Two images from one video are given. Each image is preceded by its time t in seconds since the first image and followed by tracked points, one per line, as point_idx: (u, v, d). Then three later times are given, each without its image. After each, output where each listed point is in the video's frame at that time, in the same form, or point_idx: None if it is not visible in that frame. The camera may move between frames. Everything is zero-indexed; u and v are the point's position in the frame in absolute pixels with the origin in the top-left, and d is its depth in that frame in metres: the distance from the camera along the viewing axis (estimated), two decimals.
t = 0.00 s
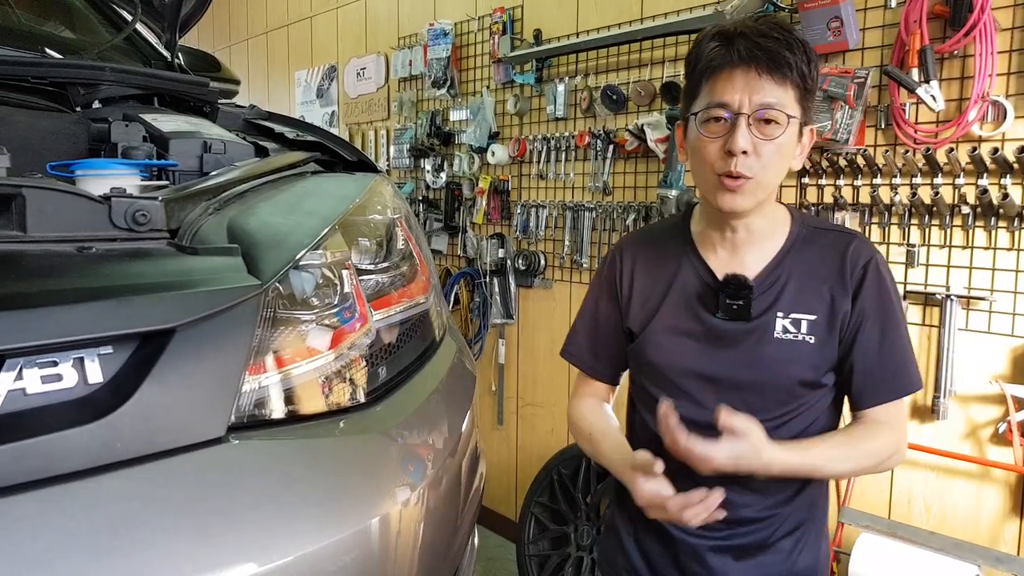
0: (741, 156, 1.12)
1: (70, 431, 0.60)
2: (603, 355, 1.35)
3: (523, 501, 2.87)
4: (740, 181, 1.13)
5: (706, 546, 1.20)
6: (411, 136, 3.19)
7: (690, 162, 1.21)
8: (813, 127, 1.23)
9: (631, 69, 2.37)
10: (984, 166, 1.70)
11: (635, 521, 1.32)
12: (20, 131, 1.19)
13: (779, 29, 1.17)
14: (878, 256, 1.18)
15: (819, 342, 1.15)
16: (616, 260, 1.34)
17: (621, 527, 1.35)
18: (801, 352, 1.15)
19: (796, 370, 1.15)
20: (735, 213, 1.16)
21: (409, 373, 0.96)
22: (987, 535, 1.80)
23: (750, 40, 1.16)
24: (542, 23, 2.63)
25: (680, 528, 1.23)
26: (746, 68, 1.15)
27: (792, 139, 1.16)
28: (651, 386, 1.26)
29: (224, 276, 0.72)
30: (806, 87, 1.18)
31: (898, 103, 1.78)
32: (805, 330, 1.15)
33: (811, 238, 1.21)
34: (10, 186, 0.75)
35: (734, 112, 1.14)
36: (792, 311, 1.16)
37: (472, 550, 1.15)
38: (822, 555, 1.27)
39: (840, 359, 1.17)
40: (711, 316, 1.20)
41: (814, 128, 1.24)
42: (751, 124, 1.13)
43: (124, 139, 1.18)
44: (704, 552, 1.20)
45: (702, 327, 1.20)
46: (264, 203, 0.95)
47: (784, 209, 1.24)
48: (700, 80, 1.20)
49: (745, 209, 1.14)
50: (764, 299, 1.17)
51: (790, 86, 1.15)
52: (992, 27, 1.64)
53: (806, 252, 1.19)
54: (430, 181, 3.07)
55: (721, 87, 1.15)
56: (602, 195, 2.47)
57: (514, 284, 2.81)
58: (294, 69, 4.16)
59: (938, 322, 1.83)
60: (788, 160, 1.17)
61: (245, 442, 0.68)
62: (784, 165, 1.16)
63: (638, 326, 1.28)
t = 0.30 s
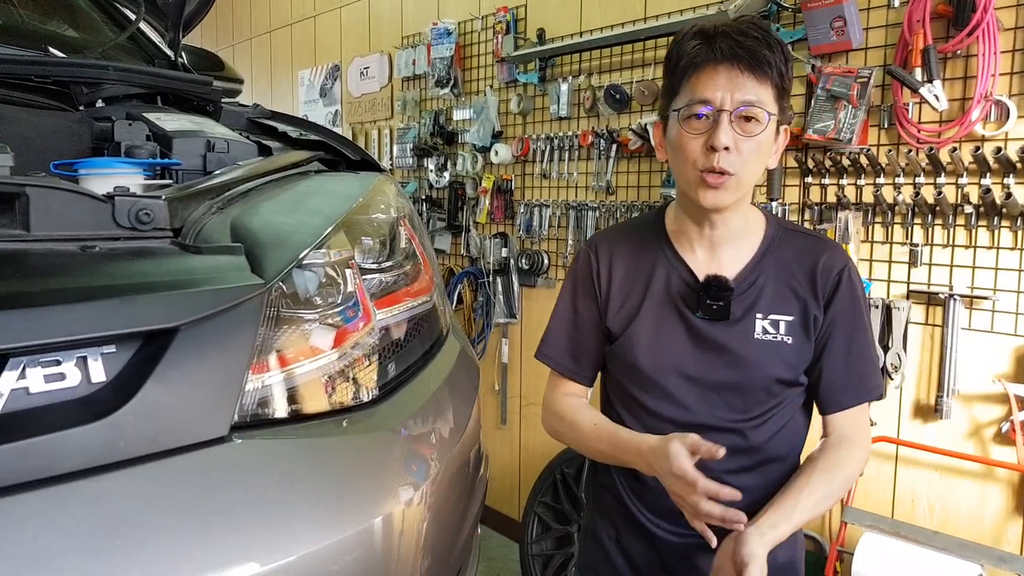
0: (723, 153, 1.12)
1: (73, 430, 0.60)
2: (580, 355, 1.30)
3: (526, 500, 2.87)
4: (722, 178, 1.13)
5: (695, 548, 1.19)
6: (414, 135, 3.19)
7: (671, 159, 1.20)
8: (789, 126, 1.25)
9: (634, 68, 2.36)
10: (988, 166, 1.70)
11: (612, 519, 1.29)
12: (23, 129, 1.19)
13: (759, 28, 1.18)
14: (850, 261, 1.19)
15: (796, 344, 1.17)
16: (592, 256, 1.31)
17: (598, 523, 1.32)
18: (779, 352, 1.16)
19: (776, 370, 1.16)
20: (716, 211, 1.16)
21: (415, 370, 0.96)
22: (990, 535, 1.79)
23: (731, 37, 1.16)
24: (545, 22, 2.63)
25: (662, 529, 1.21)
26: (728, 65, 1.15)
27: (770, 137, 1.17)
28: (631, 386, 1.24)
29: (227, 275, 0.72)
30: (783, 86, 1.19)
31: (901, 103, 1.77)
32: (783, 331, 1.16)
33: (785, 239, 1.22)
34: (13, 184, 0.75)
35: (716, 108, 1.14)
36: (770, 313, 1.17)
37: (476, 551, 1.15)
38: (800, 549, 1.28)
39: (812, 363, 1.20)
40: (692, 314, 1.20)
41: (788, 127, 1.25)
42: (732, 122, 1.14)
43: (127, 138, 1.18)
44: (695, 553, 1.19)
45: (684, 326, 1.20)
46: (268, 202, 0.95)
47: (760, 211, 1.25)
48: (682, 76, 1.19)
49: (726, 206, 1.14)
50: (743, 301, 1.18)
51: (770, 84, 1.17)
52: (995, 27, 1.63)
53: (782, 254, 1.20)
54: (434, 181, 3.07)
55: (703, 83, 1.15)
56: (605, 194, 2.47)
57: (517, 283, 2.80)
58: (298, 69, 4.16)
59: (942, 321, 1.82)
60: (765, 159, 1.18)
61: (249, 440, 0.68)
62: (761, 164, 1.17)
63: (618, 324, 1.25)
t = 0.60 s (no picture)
0: (702, 147, 1.12)
1: (74, 428, 0.60)
2: (569, 356, 1.28)
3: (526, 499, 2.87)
4: (703, 172, 1.12)
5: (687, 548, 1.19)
6: (415, 134, 3.19)
7: (653, 158, 1.20)
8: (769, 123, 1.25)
9: (634, 67, 2.36)
10: (989, 165, 1.70)
11: (602, 519, 1.29)
12: (23, 126, 1.19)
13: (734, 25, 1.19)
14: (835, 253, 1.22)
15: (787, 340, 1.18)
16: (577, 256, 1.30)
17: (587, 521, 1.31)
18: (769, 348, 1.17)
19: (767, 366, 1.17)
20: (701, 207, 1.15)
21: (416, 368, 0.96)
22: (990, 534, 1.79)
23: (706, 34, 1.17)
24: (547, 21, 2.63)
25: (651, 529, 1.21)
26: (704, 61, 1.15)
27: (751, 131, 1.17)
28: (620, 385, 1.23)
29: (228, 273, 0.71)
30: (762, 81, 1.20)
31: (902, 102, 1.77)
32: (772, 327, 1.17)
33: (770, 235, 1.23)
34: (14, 182, 0.75)
35: (695, 103, 1.14)
36: (759, 308, 1.18)
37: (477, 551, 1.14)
38: (788, 547, 1.29)
39: (803, 356, 1.21)
40: (681, 312, 1.20)
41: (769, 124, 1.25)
42: (710, 116, 1.14)
43: (128, 136, 1.18)
44: (687, 553, 1.19)
45: (673, 324, 1.20)
46: (268, 200, 0.94)
47: (742, 208, 1.26)
48: (660, 74, 1.20)
49: (709, 201, 1.14)
50: (732, 297, 1.18)
51: (748, 79, 1.17)
52: (996, 27, 1.63)
53: (768, 249, 1.21)
54: (434, 180, 3.07)
55: (680, 79, 1.15)
56: (606, 194, 2.47)
57: (518, 282, 2.80)
58: (298, 68, 4.16)
59: (942, 321, 1.82)
60: (746, 154, 1.18)
61: (249, 439, 0.68)
62: (743, 158, 1.16)
63: (606, 323, 1.24)
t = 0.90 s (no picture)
0: (693, 148, 1.12)
1: (74, 426, 0.60)
2: (566, 357, 1.27)
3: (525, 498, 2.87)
4: (694, 172, 1.12)
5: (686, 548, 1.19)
6: (414, 133, 3.18)
7: (644, 158, 1.20)
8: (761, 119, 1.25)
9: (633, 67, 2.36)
10: (988, 165, 1.70)
11: (603, 521, 1.29)
12: (20, 124, 1.18)
13: (722, 22, 1.18)
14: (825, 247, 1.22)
15: (782, 333, 1.18)
16: (572, 257, 1.29)
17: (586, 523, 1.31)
18: (764, 342, 1.17)
19: (762, 360, 1.17)
20: (692, 206, 1.16)
21: (416, 367, 0.96)
22: (989, 533, 1.80)
23: (693, 33, 1.16)
24: (546, 20, 2.63)
25: (652, 528, 1.21)
26: (693, 60, 1.15)
27: (742, 129, 1.17)
28: (618, 384, 1.23)
29: (228, 272, 0.72)
30: (751, 78, 1.19)
31: (901, 102, 1.77)
32: (766, 321, 1.17)
33: (761, 231, 1.24)
34: (13, 180, 0.75)
35: (684, 104, 1.14)
36: (752, 302, 1.18)
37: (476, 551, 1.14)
38: (788, 548, 1.29)
39: (798, 350, 1.21)
40: (676, 309, 1.20)
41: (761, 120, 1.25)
42: (699, 116, 1.14)
43: (127, 135, 1.18)
44: (688, 553, 1.19)
45: (668, 320, 1.20)
46: (268, 199, 0.94)
47: (734, 205, 1.27)
48: (649, 75, 1.20)
49: (700, 201, 1.14)
50: (725, 292, 1.19)
51: (737, 78, 1.17)
52: (995, 26, 1.63)
53: (759, 245, 1.22)
54: (433, 179, 3.07)
55: (670, 80, 1.15)
56: (605, 193, 2.47)
57: (517, 282, 2.80)
58: (297, 66, 4.16)
59: (941, 321, 1.82)
60: (737, 150, 1.18)
61: (248, 438, 0.68)
62: (733, 156, 1.16)
63: (602, 322, 1.24)
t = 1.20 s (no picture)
0: (698, 147, 1.11)
1: (72, 426, 0.60)
2: (566, 357, 1.27)
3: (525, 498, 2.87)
4: (698, 172, 1.12)
5: (687, 548, 1.19)
6: (413, 133, 3.18)
7: (646, 158, 1.20)
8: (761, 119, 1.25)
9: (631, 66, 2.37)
10: (986, 165, 1.70)
11: (603, 521, 1.29)
12: (19, 123, 1.18)
13: (723, 22, 1.19)
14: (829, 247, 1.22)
15: (785, 333, 1.18)
16: (573, 258, 1.30)
17: (587, 523, 1.31)
18: (767, 341, 1.17)
19: (764, 359, 1.17)
20: (696, 206, 1.16)
21: (415, 367, 0.96)
22: (987, 532, 1.80)
23: (696, 32, 1.16)
24: (545, 19, 2.63)
25: (650, 527, 1.21)
26: (697, 60, 1.15)
27: (743, 129, 1.17)
28: (618, 383, 1.22)
29: (226, 271, 0.72)
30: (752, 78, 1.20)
31: (900, 102, 1.78)
32: (769, 320, 1.17)
33: (763, 231, 1.24)
34: (12, 179, 0.75)
35: (688, 103, 1.14)
36: (755, 302, 1.18)
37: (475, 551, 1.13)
38: (789, 548, 1.29)
39: (802, 350, 1.21)
40: (678, 308, 1.20)
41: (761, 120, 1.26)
42: (704, 115, 1.14)
43: (125, 134, 1.18)
44: (688, 553, 1.19)
45: (670, 320, 1.20)
46: (267, 198, 0.94)
47: (736, 204, 1.27)
48: (652, 74, 1.19)
49: (704, 200, 1.14)
50: (728, 292, 1.19)
51: (738, 78, 1.17)
52: (994, 26, 1.63)
53: (763, 245, 1.22)
54: (432, 178, 3.07)
55: (673, 79, 1.15)
56: (604, 193, 2.47)
57: (516, 281, 2.80)
58: (296, 66, 4.16)
59: (940, 320, 1.82)
60: (740, 150, 1.18)
61: (246, 438, 0.68)
62: (736, 155, 1.16)
63: (603, 321, 1.24)
